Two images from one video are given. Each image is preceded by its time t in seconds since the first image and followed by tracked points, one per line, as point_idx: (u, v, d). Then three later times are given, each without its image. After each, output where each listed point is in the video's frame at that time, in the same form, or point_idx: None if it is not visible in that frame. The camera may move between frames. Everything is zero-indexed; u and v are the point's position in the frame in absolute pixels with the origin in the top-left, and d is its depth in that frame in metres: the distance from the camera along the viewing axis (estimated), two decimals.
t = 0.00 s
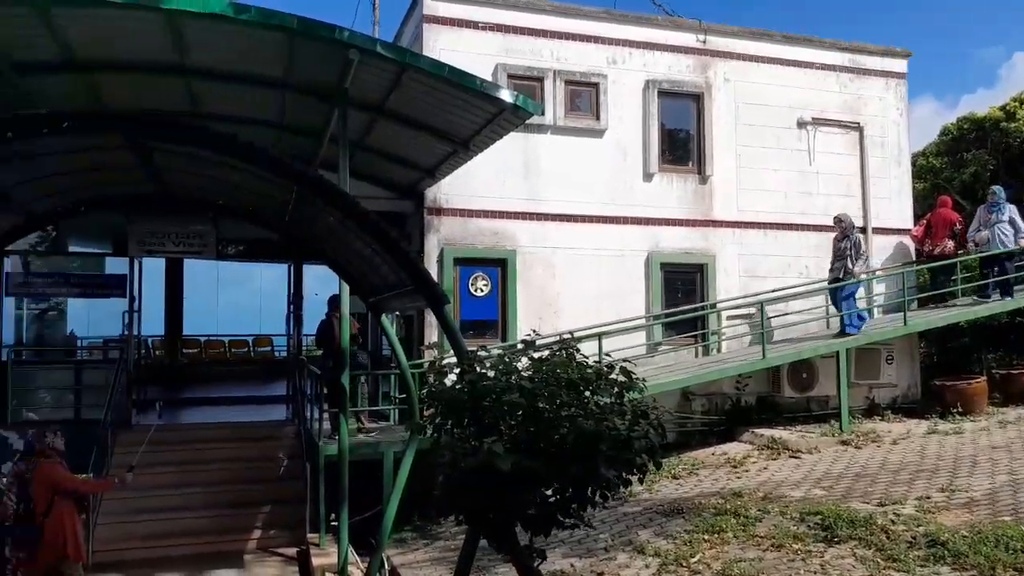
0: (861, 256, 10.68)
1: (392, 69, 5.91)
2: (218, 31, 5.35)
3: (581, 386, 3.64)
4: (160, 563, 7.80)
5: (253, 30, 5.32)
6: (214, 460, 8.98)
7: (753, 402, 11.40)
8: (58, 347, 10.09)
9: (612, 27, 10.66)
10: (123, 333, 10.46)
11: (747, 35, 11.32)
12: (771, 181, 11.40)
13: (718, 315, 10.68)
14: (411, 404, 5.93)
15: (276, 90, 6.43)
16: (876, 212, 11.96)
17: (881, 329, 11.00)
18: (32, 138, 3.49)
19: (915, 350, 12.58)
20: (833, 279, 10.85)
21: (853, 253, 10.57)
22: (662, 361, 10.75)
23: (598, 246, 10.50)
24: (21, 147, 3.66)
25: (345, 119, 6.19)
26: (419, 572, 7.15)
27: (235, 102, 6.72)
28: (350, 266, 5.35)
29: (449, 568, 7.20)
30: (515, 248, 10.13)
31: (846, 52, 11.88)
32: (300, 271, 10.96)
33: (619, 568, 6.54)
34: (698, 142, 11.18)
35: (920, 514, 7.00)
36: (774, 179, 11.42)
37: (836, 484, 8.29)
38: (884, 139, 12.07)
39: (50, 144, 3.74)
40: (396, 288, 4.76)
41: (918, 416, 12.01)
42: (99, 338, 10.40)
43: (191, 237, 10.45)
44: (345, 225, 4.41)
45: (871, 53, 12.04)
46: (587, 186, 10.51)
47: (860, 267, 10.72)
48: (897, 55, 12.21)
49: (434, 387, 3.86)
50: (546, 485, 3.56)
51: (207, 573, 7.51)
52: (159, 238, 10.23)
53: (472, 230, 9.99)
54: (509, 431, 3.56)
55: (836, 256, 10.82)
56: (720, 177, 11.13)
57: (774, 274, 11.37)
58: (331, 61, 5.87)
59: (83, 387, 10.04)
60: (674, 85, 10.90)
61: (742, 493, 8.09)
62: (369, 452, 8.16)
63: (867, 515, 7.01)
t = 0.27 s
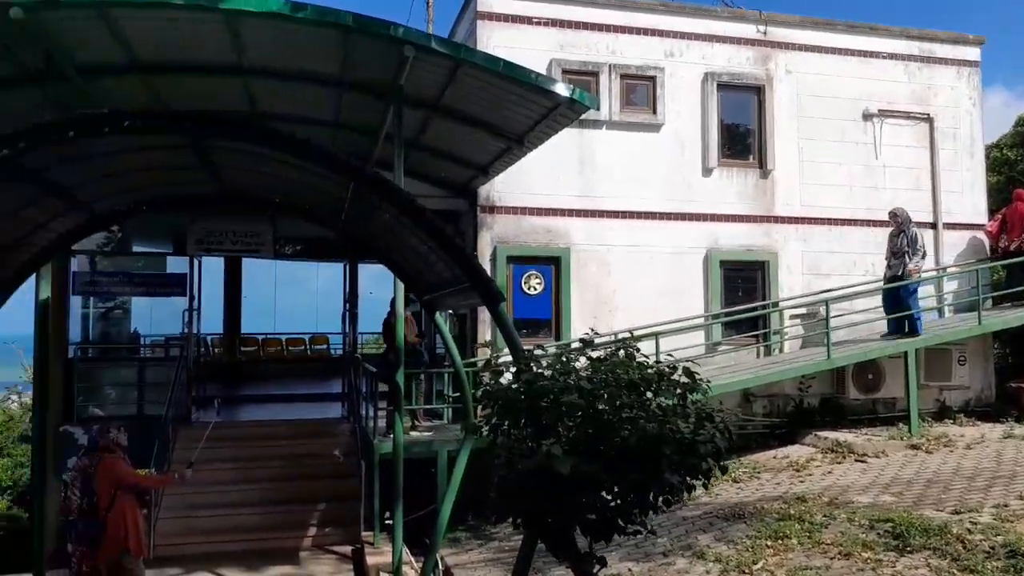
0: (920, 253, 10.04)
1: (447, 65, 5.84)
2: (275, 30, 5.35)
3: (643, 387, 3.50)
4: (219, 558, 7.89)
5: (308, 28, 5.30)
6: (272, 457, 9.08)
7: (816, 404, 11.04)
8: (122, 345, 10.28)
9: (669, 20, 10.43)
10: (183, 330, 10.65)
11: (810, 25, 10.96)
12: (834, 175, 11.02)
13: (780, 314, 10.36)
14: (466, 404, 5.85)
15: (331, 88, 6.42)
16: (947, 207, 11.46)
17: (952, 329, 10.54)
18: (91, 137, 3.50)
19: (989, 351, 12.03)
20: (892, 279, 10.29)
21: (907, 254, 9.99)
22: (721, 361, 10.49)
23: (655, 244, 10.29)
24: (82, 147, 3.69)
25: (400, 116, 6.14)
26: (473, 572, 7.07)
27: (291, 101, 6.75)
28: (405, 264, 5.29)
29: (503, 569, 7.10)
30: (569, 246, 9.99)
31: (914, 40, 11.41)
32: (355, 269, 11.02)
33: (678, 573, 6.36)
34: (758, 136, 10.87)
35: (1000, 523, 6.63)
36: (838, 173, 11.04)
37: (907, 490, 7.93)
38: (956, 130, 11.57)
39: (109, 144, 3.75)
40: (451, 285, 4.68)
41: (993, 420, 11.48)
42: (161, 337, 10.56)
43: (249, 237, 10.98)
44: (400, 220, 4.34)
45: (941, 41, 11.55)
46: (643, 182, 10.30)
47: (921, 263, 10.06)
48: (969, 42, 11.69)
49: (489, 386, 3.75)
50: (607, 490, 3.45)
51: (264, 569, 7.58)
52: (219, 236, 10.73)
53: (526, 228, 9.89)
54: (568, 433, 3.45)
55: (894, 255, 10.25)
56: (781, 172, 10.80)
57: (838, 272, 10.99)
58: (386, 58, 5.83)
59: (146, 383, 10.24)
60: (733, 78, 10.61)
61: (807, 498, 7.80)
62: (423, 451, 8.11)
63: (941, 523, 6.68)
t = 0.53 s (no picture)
0: (970, 251, 9.56)
1: (495, 57, 5.75)
2: (323, 24, 5.32)
3: (701, 382, 3.38)
4: (270, 551, 7.94)
5: (355, 21, 5.26)
6: (322, 450, 9.14)
7: (874, 402, 10.69)
8: (177, 339, 10.51)
9: (720, 9, 10.19)
10: (235, 326, 10.80)
11: (867, 11, 10.59)
12: (893, 166, 10.65)
13: (837, 309, 10.06)
14: (514, 400, 5.76)
15: (377, 82, 6.39)
16: (1013, 198, 10.99)
17: (1020, 325, 10.10)
18: (141, 129, 3.50)
19: None
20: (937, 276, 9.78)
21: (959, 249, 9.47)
22: (775, 358, 10.23)
23: (706, 237, 10.06)
24: (133, 140, 3.70)
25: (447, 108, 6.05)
26: (523, 569, 6.97)
27: (339, 96, 6.74)
28: (455, 258, 5.23)
29: (553, 567, 6.99)
30: (617, 240, 9.83)
31: (978, 25, 10.96)
32: (402, 265, 11.02)
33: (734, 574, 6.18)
34: (813, 126, 10.56)
35: None
36: (897, 164, 10.66)
37: (974, 493, 7.60)
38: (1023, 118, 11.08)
39: (159, 136, 3.76)
40: (501, 277, 4.58)
41: None
42: (212, 332, 10.74)
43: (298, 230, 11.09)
44: (448, 211, 4.26)
45: (1007, 25, 11.07)
46: (694, 175, 10.09)
47: (970, 263, 9.59)
48: None
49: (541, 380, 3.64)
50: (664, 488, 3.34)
51: (314, 562, 7.62)
52: (268, 230, 10.80)
53: (574, 223, 9.76)
54: (624, 429, 3.34)
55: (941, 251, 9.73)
56: (837, 163, 10.47)
57: (898, 266, 10.62)
58: (433, 50, 5.77)
59: (199, 377, 10.37)
60: (787, 67, 10.32)
61: (868, 499, 7.53)
62: (471, 446, 8.05)
63: (1014, 527, 6.37)
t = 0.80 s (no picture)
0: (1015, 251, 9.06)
1: (543, 45, 5.59)
2: (369, 15, 5.23)
3: (764, 380, 3.20)
4: (318, 549, 7.92)
5: (400, 12, 5.15)
6: (370, 448, 9.10)
7: (940, 403, 10.23)
8: (230, 335, 10.55)
9: None
10: (285, 323, 10.90)
11: None
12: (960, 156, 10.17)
13: (899, 305, 9.65)
14: (563, 398, 5.59)
15: (423, 75, 6.28)
16: None
17: None
18: (183, 120, 3.43)
19: None
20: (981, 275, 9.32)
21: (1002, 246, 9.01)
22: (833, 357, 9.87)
23: (761, 232, 9.74)
24: (176, 133, 3.63)
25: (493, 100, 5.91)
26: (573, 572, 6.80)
27: (386, 90, 6.66)
28: (502, 251, 5.08)
29: (604, 570, 6.80)
30: (669, 235, 9.59)
31: None
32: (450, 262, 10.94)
33: None
34: (874, 116, 10.15)
35: None
36: (964, 154, 10.18)
37: None
38: None
39: (201, 128, 3.69)
40: (550, 270, 4.42)
41: None
42: (263, 329, 10.83)
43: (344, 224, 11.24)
44: (496, 203, 4.11)
45: None
46: (748, 167, 9.78)
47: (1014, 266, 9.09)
48: None
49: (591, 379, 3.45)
50: (725, 493, 3.15)
51: (362, 560, 7.57)
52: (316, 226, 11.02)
53: (624, 217, 9.55)
54: (681, 430, 3.16)
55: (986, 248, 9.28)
56: (900, 154, 10.04)
57: (966, 261, 10.14)
58: (480, 41, 5.63)
59: (251, 374, 10.58)
60: (847, 55, 9.93)
61: (935, 504, 7.17)
62: (520, 445, 7.91)
63: None
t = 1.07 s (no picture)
0: None
1: (579, 32, 5.44)
2: (401, 4, 5.14)
3: (810, 375, 3.05)
4: (353, 543, 7.90)
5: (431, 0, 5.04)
6: (404, 442, 9.06)
7: (991, 400, 9.87)
8: (267, 330, 10.54)
9: None
10: (320, 316, 10.90)
11: None
12: (1012, 144, 9.79)
13: (948, 299, 9.32)
14: (599, 395, 5.46)
15: (455, 65, 6.17)
16: None
17: None
18: (208, 109, 3.36)
19: None
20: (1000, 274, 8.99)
21: None
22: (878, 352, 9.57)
23: (803, 223, 9.49)
24: (203, 123, 3.58)
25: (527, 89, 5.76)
26: (609, 570, 6.66)
27: (419, 81, 6.58)
28: (536, 243, 4.95)
29: (641, 569, 6.66)
30: (708, 227, 9.38)
31: None
32: (484, 256, 10.85)
33: None
34: (921, 103, 9.82)
35: None
36: (1017, 142, 9.79)
37: None
38: None
39: (228, 118, 3.63)
40: (584, 263, 4.29)
41: None
42: (299, 324, 10.83)
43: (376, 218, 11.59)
44: (528, 193, 3.99)
45: None
46: (789, 158, 9.52)
47: None
48: None
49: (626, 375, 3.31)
50: (769, 495, 3.00)
51: (396, 555, 7.53)
52: (346, 219, 11.35)
53: (661, 210, 9.36)
54: (722, 427, 3.01)
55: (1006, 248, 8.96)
56: (948, 142, 9.70)
57: (1018, 253, 9.75)
58: (514, 29, 5.50)
59: (287, 368, 10.56)
60: (893, 41, 9.61)
61: (988, 506, 6.90)
62: (555, 442, 7.79)
63: None
